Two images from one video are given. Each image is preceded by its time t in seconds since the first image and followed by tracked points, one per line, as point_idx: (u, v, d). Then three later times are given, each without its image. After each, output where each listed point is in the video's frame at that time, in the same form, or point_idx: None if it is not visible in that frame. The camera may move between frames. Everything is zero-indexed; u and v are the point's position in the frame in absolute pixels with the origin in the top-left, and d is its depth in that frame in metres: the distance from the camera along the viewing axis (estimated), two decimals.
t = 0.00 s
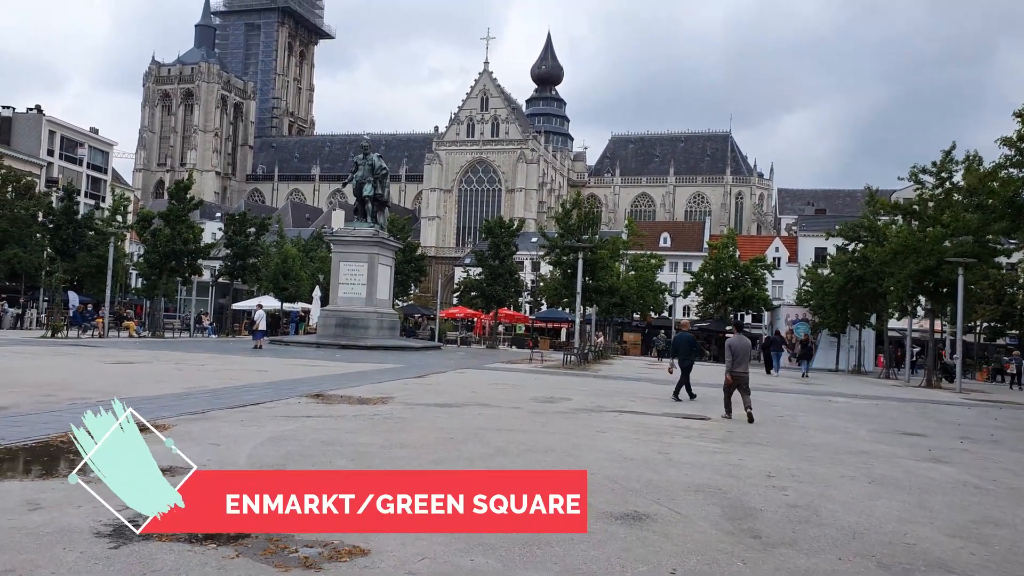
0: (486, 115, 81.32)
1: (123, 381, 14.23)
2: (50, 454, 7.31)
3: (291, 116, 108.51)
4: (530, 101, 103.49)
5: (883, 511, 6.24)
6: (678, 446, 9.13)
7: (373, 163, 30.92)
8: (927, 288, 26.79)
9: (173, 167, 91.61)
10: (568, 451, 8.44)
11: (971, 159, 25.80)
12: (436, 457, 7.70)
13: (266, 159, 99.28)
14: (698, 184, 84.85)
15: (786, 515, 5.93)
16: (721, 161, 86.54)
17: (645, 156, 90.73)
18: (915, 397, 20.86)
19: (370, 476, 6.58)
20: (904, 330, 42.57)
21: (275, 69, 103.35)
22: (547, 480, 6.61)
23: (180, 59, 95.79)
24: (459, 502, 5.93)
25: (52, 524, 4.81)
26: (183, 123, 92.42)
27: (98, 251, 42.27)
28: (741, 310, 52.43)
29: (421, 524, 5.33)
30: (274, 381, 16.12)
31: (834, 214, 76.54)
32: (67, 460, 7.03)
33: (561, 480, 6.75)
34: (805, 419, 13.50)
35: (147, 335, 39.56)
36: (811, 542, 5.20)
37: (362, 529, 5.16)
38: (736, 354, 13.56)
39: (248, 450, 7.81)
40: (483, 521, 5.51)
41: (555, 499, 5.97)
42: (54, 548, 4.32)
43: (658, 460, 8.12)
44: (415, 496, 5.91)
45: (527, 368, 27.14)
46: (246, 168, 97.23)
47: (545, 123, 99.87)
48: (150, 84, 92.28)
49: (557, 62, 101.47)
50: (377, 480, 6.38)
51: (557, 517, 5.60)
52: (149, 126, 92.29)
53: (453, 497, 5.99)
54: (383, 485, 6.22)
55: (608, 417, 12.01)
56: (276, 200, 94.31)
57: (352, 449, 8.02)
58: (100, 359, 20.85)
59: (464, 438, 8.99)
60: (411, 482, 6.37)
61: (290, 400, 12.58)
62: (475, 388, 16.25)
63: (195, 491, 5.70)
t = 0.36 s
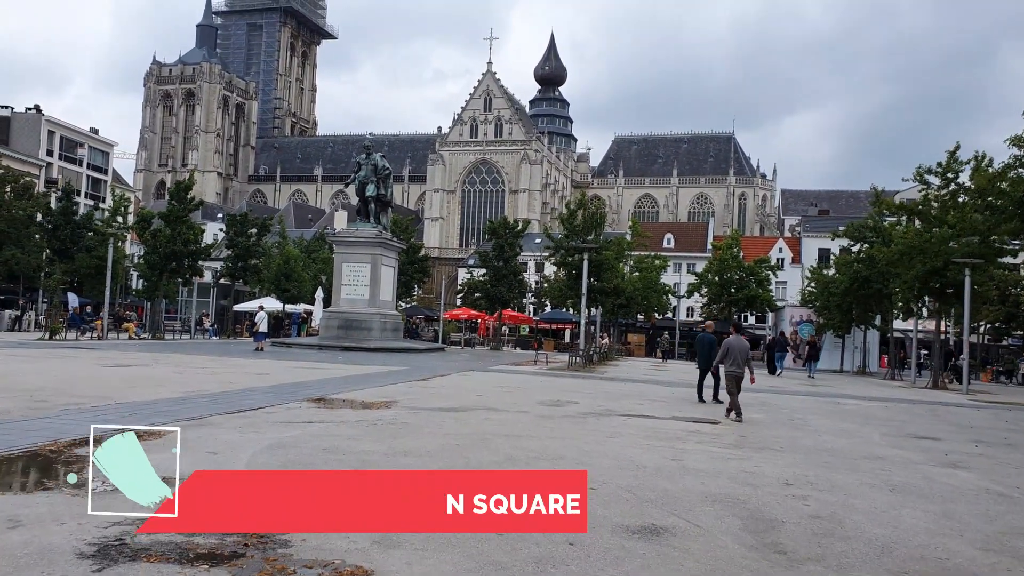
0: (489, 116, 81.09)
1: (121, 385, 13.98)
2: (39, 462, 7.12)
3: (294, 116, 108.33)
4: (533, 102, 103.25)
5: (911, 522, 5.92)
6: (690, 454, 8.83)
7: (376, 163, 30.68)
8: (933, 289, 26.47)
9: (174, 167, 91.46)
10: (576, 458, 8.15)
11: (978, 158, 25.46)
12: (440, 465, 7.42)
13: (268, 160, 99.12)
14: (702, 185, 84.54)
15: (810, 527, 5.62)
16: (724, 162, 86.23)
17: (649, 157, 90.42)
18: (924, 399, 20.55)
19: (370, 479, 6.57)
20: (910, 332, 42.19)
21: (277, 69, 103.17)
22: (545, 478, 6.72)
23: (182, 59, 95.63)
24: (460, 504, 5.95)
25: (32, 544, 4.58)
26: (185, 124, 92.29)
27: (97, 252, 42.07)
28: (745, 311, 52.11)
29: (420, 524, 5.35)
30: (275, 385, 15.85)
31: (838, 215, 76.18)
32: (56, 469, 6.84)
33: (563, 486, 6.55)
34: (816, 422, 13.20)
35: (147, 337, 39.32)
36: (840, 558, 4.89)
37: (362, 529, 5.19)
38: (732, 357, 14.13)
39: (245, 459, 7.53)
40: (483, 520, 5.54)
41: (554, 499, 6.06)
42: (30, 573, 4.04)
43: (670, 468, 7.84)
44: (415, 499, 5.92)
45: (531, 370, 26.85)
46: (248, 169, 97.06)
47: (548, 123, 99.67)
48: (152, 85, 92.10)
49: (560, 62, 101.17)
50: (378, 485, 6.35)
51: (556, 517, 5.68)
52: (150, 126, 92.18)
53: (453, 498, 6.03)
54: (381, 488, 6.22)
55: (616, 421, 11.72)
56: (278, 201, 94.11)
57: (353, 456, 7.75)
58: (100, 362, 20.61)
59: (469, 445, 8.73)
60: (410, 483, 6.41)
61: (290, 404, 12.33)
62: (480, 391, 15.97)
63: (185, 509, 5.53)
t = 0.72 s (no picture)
0: (502, 117, 80.85)
1: (131, 388, 13.75)
2: (41, 469, 6.86)
3: (307, 119, 108.50)
4: (546, 103, 102.97)
5: (958, 536, 5.58)
6: (716, 462, 8.50)
7: (389, 164, 30.49)
8: (957, 290, 25.96)
9: (189, 170, 91.66)
10: (598, 466, 7.82)
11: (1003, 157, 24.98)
12: (456, 474, 7.10)
13: (282, 163, 99.27)
14: (717, 186, 84.04)
15: (850, 542, 5.29)
16: (739, 163, 85.70)
17: (663, 158, 89.99)
18: (947, 402, 20.14)
19: (377, 485, 6.42)
20: (929, 333, 41.63)
21: (290, 72, 103.36)
22: (560, 487, 6.50)
23: (196, 63, 95.93)
24: (474, 515, 5.70)
25: (24, 562, 4.33)
26: (199, 127, 92.58)
27: (112, 255, 42.11)
28: (762, 313, 51.66)
29: (431, 533, 5.13)
30: (287, 387, 15.60)
31: (855, 215, 75.46)
32: (57, 478, 6.58)
33: (582, 497, 6.27)
34: (840, 428, 12.85)
35: (162, 339, 39.25)
36: None
37: (370, 536, 5.02)
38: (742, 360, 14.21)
39: (253, 467, 7.22)
40: (495, 526, 5.38)
41: (571, 509, 5.84)
42: None
43: (696, 478, 7.49)
44: (427, 510, 5.67)
45: (546, 372, 26.51)
46: (262, 171, 97.20)
47: (561, 125, 99.46)
48: (166, 88, 92.39)
49: (573, 63, 100.82)
50: (384, 493, 6.18)
51: (574, 526, 5.47)
52: (165, 130, 92.52)
53: (467, 507, 5.80)
54: (390, 498, 6.01)
55: (637, 427, 11.39)
56: (292, 203, 94.21)
57: (364, 463, 7.44)
58: (112, 364, 20.42)
59: (485, 451, 8.41)
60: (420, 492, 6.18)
61: (302, 408, 12.05)
62: (494, 395, 15.71)
63: (186, 519, 5.32)
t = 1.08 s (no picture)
0: (526, 117, 80.58)
1: (154, 391, 13.56)
2: (58, 476, 6.61)
3: (332, 122, 108.92)
4: (571, 103, 102.59)
5: None
6: (757, 473, 8.13)
7: (413, 165, 30.31)
8: (998, 292, 25.27)
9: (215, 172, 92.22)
10: (633, 477, 7.47)
11: None
12: (486, 484, 6.78)
13: (307, 165, 99.67)
14: (743, 185, 83.23)
15: (915, 565, 4.91)
16: (767, 162, 84.82)
17: (688, 157, 89.28)
18: (988, 408, 19.54)
19: (404, 499, 6.08)
20: (964, 334, 40.82)
21: (315, 75, 103.79)
22: (597, 502, 6.16)
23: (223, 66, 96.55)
24: (507, 531, 5.36)
25: None
26: (225, 130, 93.13)
27: (139, 257, 42.32)
28: (791, 314, 50.98)
29: (462, 551, 4.81)
30: (310, 390, 15.37)
31: (885, 215, 74.40)
32: (74, 485, 6.33)
33: (622, 512, 5.92)
34: (880, 435, 12.40)
35: (188, 340, 39.36)
36: None
37: (397, 556, 4.70)
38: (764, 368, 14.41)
39: (276, 474, 6.93)
40: (529, 545, 5.02)
41: (610, 527, 5.49)
42: None
43: (737, 492, 7.13)
44: (457, 526, 5.35)
45: (572, 375, 26.15)
46: (288, 174, 97.63)
47: (585, 125, 99.03)
48: (194, 91, 93.04)
49: (598, 63, 100.34)
50: (411, 507, 5.85)
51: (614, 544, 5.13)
52: (192, 132, 93.16)
53: (500, 523, 5.46)
54: (418, 511, 5.70)
55: (670, 435, 11.02)
56: (317, 205, 94.54)
57: (389, 472, 7.13)
58: (135, 365, 20.27)
59: (516, 460, 8.09)
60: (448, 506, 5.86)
61: (326, 411, 11.78)
62: (521, 399, 15.39)
63: (204, 532, 5.04)
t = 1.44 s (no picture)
0: (553, 118, 80.34)
1: (182, 392, 13.37)
2: (83, 483, 6.35)
3: (359, 125, 109.36)
4: (597, 104, 102.20)
5: None
6: (808, 484, 7.73)
7: (441, 166, 30.10)
8: None
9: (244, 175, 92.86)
10: (679, 486, 7.11)
11: None
12: (526, 494, 6.43)
13: (335, 168, 100.11)
14: (773, 186, 82.33)
15: None
16: (797, 163, 83.81)
17: (717, 158, 88.51)
18: None
19: (442, 512, 5.72)
20: (1004, 337, 39.93)
21: (342, 78, 104.27)
22: (645, 516, 5.79)
23: (251, 70, 97.24)
24: (553, 546, 5.03)
25: None
26: (254, 133, 93.73)
27: (169, 259, 42.57)
28: (824, 317, 50.22)
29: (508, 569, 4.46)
30: (339, 393, 15.11)
31: (919, 215, 73.23)
32: (98, 493, 6.05)
33: (674, 528, 5.55)
34: (930, 442, 11.92)
35: (216, 341, 39.42)
36: None
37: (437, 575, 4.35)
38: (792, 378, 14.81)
39: (306, 481, 6.63)
40: (577, 563, 4.69)
41: (661, 543, 5.14)
42: None
43: (790, 503, 6.74)
44: (500, 541, 5.01)
45: (603, 378, 25.74)
46: (315, 176, 98.10)
47: (612, 126, 98.55)
48: (223, 95, 93.75)
49: (624, 64, 99.84)
50: (451, 520, 5.51)
51: (665, 562, 4.78)
52: (221, 136, 93.88)
53: (545, 538, 5.13)
54: (457, 524, 5.36)
55: (712, 442, 10.64)
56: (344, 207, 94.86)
57: (424, 479, 6.83)
58: (162, 367, 20.12)
59: (554, 467, 7.75)
60: (488, 519, 5.52)
61: (356, 414, 11.51)
62: (553, 402, 15.05)
63: (228, 546, 4.71)
